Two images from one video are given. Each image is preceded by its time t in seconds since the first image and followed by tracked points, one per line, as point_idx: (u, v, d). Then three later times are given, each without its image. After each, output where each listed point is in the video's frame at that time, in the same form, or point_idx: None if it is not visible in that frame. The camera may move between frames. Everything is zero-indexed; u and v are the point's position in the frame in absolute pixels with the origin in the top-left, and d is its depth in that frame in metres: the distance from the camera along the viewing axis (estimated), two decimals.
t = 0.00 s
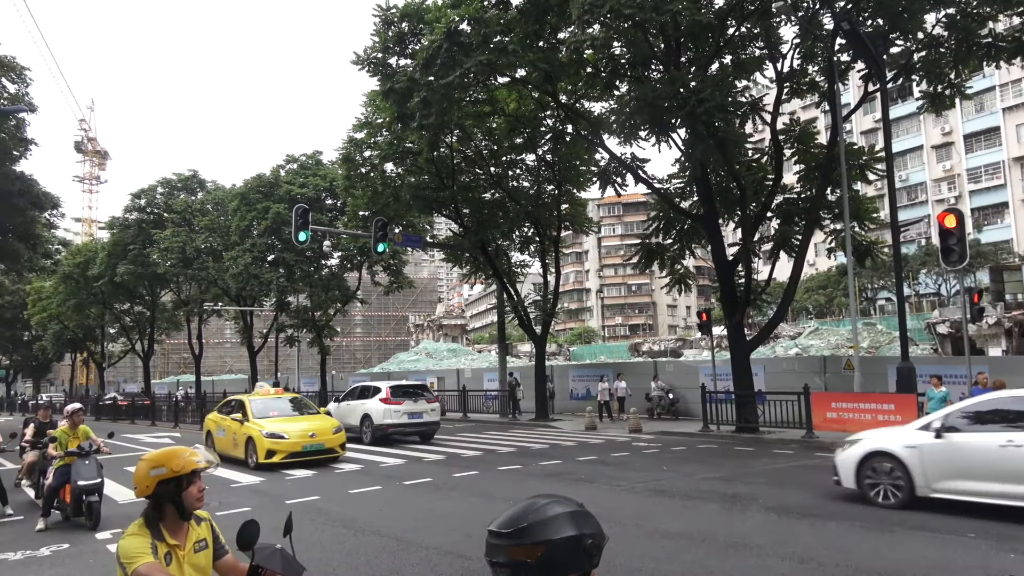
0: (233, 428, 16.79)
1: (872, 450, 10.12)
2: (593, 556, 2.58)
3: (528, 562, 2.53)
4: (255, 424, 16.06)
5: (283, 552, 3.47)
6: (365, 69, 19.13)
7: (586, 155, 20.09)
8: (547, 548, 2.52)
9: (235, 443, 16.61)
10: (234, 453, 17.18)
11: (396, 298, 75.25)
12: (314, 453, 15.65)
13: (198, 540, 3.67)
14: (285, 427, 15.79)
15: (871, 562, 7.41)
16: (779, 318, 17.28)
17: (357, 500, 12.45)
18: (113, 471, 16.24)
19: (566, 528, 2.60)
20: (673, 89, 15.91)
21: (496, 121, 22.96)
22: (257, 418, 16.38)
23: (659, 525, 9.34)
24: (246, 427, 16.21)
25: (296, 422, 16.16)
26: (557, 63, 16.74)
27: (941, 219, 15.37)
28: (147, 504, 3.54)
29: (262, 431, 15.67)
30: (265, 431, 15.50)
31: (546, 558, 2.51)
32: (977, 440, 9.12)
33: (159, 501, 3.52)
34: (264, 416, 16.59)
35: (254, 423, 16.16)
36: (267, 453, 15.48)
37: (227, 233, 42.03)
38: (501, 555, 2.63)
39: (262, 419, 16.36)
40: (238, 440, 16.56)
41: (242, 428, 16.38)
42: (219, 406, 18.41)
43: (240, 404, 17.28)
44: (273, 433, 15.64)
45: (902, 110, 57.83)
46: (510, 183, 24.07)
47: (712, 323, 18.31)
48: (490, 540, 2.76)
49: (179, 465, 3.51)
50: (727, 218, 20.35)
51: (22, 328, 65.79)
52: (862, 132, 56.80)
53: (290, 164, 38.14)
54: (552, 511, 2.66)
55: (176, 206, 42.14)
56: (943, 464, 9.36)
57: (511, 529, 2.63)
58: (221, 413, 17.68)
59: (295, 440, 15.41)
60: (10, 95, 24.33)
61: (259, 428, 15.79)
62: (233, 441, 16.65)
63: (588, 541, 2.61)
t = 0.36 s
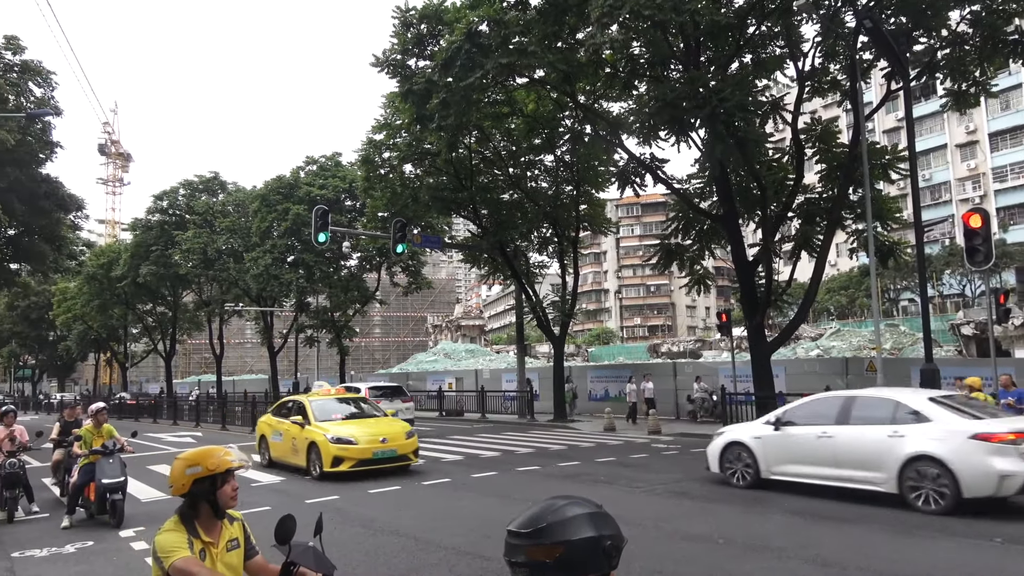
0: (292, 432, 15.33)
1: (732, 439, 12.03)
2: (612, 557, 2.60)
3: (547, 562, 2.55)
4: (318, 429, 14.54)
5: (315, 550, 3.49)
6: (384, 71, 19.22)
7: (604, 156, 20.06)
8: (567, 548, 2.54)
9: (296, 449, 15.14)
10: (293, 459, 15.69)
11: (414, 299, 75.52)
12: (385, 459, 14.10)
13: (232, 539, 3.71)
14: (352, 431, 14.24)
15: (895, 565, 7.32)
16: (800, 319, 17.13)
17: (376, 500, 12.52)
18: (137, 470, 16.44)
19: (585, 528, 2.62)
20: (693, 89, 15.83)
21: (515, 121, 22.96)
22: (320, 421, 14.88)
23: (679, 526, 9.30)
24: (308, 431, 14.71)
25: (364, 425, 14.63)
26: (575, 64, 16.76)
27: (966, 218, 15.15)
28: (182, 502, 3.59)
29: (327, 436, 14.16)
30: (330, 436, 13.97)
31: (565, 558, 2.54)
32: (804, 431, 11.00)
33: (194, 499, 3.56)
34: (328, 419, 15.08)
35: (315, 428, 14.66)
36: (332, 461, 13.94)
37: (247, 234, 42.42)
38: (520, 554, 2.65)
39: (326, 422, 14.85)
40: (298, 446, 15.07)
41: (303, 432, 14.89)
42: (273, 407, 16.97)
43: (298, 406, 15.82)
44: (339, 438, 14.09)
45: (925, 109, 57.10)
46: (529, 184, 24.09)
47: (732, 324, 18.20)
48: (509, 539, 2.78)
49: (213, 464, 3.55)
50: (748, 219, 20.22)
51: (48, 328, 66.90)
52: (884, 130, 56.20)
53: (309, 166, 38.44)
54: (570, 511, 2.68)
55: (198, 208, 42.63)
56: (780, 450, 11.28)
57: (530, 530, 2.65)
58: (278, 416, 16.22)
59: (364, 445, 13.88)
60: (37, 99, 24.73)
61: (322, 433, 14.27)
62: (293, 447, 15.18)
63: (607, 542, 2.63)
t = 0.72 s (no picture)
0: (354, 438, 13.74)
1: (627, 431, 14.07)
2: (617, 559, 2.66)
3: (552, 563, 2.62)
4: (384, 435, 12.97)
5: (331, 549, 3.50)
6: (397, 72, 19.30)
7: (617, 157, 20.03)
8: (572, 550, 2.61)
9: (357, 457, 13.55)
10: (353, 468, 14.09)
11: (426, 300, 75.68)
12: (466, 470, 12.42)
13: (248, 537, 3.73)
14: (425, 439, 12.66)
15: (908, 569, 7.28)
16: (813, 320, 17.02)
17: (388, 500, 12.56)
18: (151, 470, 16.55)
19: (590, 529, 2.68)
20: (706, 89, 15.77)
21: (527, 122, 22.95)
22: (387, 426, 13.28)
23: (690, 528, 9.27)
24: (374, 438, 13.12)
25: (438, 431, 12.98)
26: (587, 64, 16.82)
27: (982, 219, 15.01)
28: (199, 501, 3.62)
29: (397, 443, 12.55)
30: (401, 443, 12.41)
31: (570, 559, 2.61)
32: (679, 425, 13.07)
33: (211, 497, 3.59)
34: (395, 424, 13.48)
35: (381, 434, 13.10)
36: (403, 473, 12.37)
37: (260, 234, 42.67)
38: (526, 556, 2.71)
39: (394, 428, 13.24)
40: (361, 455, 13.49)
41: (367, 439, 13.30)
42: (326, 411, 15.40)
43: (358, 409, 14.25)
44: (411, 445, 12.50)
45: (941, 109, 56.68)
46: (541, 184, 24.10)
47: (745, 326, 18.10)
48: (515, 540, 2.85)
49: (231, 463, 3.57)
50: (761, 219, 20.13)
51: (63, 327, 67.59)
52: (899, 131, 55.87)
53: (322, 167, 38.63)
54: (575, 513, 2.74)
55: (212, 208, 42.91)
56: (660, 439, 13.31)
57: (535, 532, 2.72)
58: (333, 420, 14.67)
59: (441, 454, 12.23)
60: (53, 100, 25.00)
61: (391, 440, 12.69)
62: (354, 455, 13.61)
63: (612, 544, 2.68)
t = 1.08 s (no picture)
0: (419, 447, 11.81)
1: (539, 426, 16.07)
2: (611, 560, 2.66)
3: (543, 566, 2.64)
4: (457, 447, 10.95)
5: (330, 549, 3.49)
6: (398, 72, 19.31)
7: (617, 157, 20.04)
8: (563, 553, 2.62)
9: (425, 470, 11.60)
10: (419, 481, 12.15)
11: (425, 300, 75.76)
12: (558, 488, 10.33)
13: (247, 538, 3.73)
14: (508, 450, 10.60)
15: (907, 570, 7.29)
16: (813, 322, 17.00)
17: (387, 500, 12.52)
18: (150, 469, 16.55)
19: (583, 532, 2.68)
20: (706, 90, 15.77)
21: (527, 122, 22.94)
22: (460, 434, 11.28)
23: (690, 529, 9.27)
24: (445, 448, 11.14)
25: (522, 439, 10.92)
26: (588, 65, 16.89)
27: (982, 221, 15.00)
28: (198, 501, 3.62)
29: (475, 454, 10.54)
30: (480, 455, 10.40)
31: (562, 562, 2.62)
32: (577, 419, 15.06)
33: (210, 497, 3.59)
34: (470, 432, 11.47)
35: (452, 443, 11.12)
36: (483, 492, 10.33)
37: (260, 234, 42.67)
38: (519, 559, 2.72)
39: (471, 435, 11.23)
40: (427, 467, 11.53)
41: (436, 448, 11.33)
42: (382, 414, 13.53)
43: (423, 414, 12.31)
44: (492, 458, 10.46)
45: (940, 110, 56.82)
46: (541, 185, 24.11)
47: (745, 326, 18.09)
48: (507, 544, 2.85)
49: (229, 463, 3.57)
50: (761, 220, 20.15)
51: (63, 326, 67.54)
52: (899, 132, 56.00)
53: (322, 166, 38.62)
54: (567, 515, 2.74)
55: (211, 208, 42.91)
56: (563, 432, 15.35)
57: (527, 534, 2.73)
58: (394, 428, 12.74)
59: (528, 469, 10.17)
60: (54, 100, 25.00)
61: (466, 451, 10.69)
62: (420, 467, 11.67)
63: (605, 545, 2.68)
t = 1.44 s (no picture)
0: (512, 460, 9.44)
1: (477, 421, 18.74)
2: (620, 563, 2.66)
3: (552, 568, 2.63)
4: (568, 463, 8.55)
5: (335, 551, 3.48)
6: (402, 73, 19.36)
7: (621, 158, 20.03)
8: (571, 556, 2.61)
9: (519, 491, 9.23)
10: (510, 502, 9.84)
11: (430, 301, 75.88)
12: (700, 516, 8.00)
13: (251, 539, 3.74)
14: (639, 465, 8.19)
15: (915, 571, 7.25)
16: (818, 322, 16.95)
17: (392, 501, 12.52)
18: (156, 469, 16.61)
19: (593, 536, 2.67)
20: (711, 90, 15.76)
21: (531, 123, 22.95)
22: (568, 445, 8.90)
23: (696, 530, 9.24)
24: (550, 462, 8.75)
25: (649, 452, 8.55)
26: (593, 65, 16.93)
27: (988, 220, 14.92)
28: (202, 503, 3.62)
29: (594, 471, 8.18)
30: (605, 474, 8.01)
31: (571, 565, 2.60)
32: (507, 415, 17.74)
33: (214, 499, 3.59)
34: (578, 442, 9.12)
35: (560, 458, 8.73)
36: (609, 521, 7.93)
37: (265, 235, 42.81)
38: (528, 562, 2.71)
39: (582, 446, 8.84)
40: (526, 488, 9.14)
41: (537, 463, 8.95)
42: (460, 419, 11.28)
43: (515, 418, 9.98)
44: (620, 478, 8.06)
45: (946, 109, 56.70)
46: (545, 185, 24.11)
47: (750, 327, 18.05)
48: (515, 545, 2.85)
49: (233, 465, 3.58)
50: (766, 220, 20.12)
51: (69, 328, 67.77)
52: (904, 132, 55.90)
53: (326, 168, 38.69)
54: (578, 517, 2.74)
55: (217, 209, 43.04)
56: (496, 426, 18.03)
57: (537, 537, 2.72)
58: (476, 438, 10.39)
59: (665, 491, 7.82)
60: (60, 102, 25.08)
61: (584, 468, 8.29)
62: (515, 488, 9.30)
63: (614, 549, 2.68)
